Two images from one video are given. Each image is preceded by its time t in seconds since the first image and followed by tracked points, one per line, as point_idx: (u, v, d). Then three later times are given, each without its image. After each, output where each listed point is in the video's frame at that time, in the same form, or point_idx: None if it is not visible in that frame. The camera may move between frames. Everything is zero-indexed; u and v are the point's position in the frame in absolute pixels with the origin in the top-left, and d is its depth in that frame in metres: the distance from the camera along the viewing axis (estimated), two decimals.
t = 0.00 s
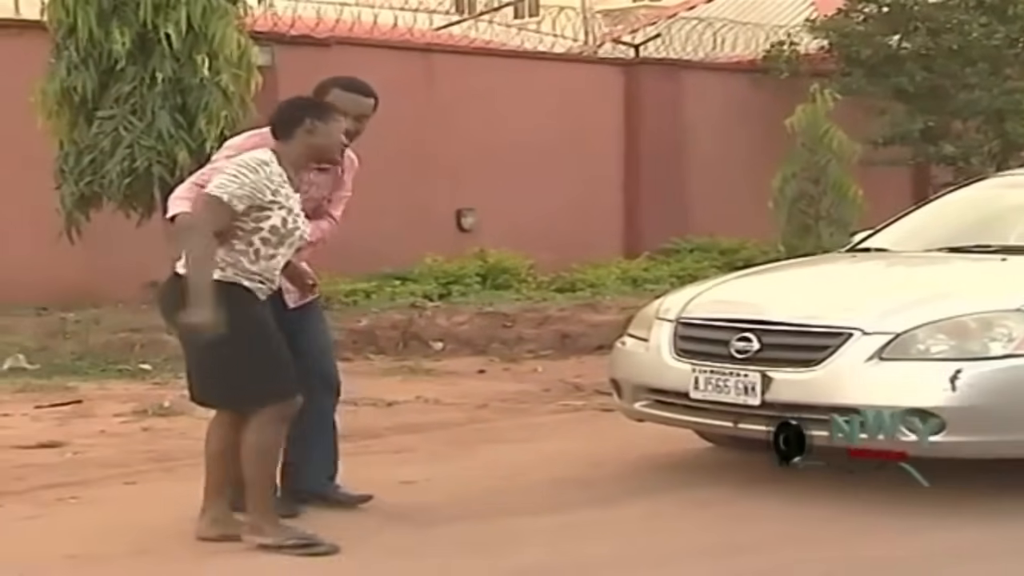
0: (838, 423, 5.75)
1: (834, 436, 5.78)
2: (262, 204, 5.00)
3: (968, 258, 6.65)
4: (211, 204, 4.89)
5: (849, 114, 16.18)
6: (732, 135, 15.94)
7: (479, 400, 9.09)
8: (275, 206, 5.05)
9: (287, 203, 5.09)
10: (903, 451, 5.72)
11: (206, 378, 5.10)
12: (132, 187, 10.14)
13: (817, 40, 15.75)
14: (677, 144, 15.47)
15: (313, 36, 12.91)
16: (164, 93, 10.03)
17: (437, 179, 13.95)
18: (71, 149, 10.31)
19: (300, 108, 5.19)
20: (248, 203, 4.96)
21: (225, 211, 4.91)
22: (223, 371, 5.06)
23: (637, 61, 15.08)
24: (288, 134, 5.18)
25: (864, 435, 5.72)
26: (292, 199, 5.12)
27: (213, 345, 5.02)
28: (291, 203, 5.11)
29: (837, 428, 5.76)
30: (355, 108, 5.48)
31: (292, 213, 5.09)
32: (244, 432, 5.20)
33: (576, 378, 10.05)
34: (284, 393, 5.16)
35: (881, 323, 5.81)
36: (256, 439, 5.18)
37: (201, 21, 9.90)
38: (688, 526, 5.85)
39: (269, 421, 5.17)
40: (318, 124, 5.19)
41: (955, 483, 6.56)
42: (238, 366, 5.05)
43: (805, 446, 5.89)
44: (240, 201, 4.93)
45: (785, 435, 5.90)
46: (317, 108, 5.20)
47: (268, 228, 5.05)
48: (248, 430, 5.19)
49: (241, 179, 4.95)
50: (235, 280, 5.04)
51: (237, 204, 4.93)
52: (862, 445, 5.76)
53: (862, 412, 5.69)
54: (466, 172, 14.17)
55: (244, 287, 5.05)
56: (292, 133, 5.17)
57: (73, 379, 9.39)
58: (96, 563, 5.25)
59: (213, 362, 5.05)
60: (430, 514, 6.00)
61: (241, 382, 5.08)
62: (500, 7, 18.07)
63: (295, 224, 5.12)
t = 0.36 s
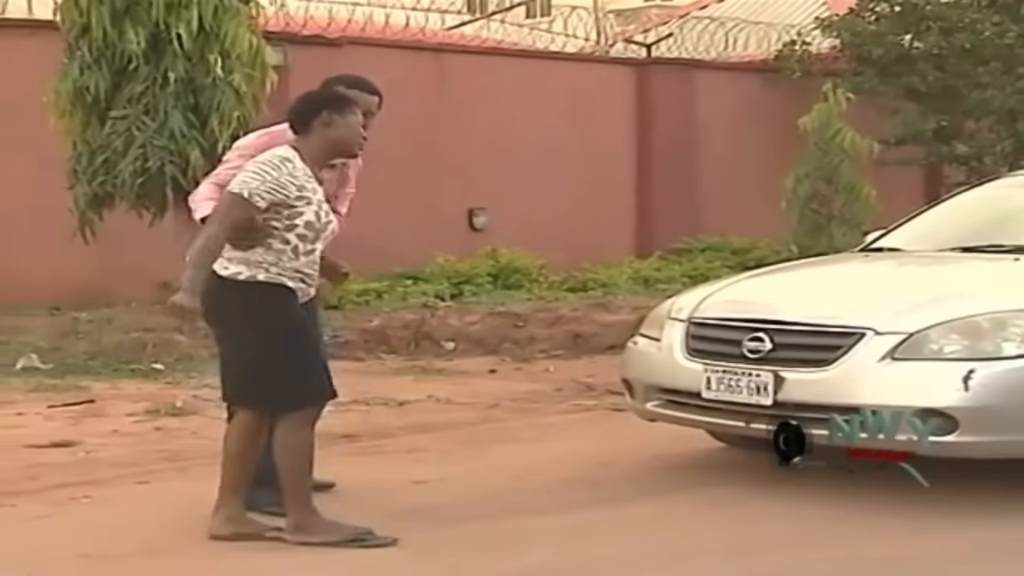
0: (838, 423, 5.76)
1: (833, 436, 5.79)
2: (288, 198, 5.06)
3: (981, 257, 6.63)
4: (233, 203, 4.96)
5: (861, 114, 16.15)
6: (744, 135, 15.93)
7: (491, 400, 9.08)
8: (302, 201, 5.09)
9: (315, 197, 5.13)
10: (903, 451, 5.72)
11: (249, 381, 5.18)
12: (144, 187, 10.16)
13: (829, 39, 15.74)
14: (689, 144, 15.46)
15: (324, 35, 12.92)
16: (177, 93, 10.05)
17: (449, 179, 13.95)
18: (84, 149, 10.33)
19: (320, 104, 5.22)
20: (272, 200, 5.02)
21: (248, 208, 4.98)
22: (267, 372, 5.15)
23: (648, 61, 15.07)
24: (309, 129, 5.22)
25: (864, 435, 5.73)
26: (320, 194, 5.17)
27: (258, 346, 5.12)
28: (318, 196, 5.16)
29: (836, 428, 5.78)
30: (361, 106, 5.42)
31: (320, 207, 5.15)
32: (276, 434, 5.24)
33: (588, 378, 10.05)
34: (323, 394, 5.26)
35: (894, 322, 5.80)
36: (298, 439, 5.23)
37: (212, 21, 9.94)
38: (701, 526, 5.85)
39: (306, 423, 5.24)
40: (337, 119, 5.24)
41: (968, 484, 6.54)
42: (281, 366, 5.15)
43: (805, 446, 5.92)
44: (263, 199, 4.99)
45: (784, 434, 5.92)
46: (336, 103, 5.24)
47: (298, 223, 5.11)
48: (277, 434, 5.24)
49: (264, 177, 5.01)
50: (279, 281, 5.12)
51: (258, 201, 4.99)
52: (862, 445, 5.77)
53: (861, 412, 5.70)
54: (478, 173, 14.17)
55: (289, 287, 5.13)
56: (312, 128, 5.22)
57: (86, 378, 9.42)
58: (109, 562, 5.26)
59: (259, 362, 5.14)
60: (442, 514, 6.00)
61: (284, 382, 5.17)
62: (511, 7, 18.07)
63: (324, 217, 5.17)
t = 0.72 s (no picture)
0: (838, 423, 5.77)
1: (833, 435, 5.79)
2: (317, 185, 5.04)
3: (985, 258, 6.63)
4: (256, 186, 4.99)
5: (866, 113, 16.17)
6: (748, 135, 15.92)
7: (496, 399, 9.09)
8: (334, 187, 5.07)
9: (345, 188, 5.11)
10: (903, 451, 5.72)
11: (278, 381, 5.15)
12: (149, 187, 10.17)
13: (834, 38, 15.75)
14: (693, 144, 15.47)
15: (330, 35, 12.92)
16: (182, 92, 10.06)
17: (454, 180, 13.96)
18: (89, 149, 10.35)
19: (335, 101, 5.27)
20: (299, 185, 5.01)
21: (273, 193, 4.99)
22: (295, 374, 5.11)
23: (653, 61, 15.09)
24: (329, 127, 5.26)
25: (864, 435, 5.74)
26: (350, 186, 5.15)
27: (294, 346, 5.09)
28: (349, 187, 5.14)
29: (837, 429, 5.78)
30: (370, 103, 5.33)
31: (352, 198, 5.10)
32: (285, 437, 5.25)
33: (592, 378, 10.06)
34: (353, 400, 5.22)
35: (900, 322, 5.79)
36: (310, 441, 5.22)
37: (218, 21, 9.95)
38: (708, 526, 5.85)
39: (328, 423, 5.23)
40: (351, 114, 5.27)
41: (972, 484, 6.54)
42: (312, 370, 5.11)
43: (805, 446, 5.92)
44: (289, 183, 5.00)
45: (785, 434, 5.93)
46: (349, 98, 5.28)
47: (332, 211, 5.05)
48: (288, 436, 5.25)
49: (289, 164, 5.05)
50: (317, 281, 5.10)
51: (284, 184, 4.99)
52: (863, 445, 5.77)
53: (862, 413, 5.71)
54: (483, 173, 14.17)
55: (326, 288, 5.12)
56: (331, 127, 5.25)
57: (91, 378, 9.43)
58: (114, 561, 5.26)
59: (294, 364, 5.10)
60: (447, 513, 6.00)
61: (313, 387, 5.13)
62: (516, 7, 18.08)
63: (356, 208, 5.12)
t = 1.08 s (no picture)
0: (837, 421, 5.78)
1: (832, 433, 5.80)
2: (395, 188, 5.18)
3: (987, 253, 6.62)
4: (371, 195, 5.04)
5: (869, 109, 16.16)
6: (750, 130, 15.92)
7: (498, 395, 9.09)
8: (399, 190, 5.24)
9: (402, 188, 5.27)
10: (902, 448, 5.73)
11: (312, 370, 5.18)
12: (152, 182, 10.17)
13: (836, 34, 15.75)
14: (695, 140, 15.46)
15: (332, 31, 12.92)
16: (184, 88, 10.07)
17: (455, 175, 13.95)
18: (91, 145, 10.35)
19: (373, 102, 5.27)
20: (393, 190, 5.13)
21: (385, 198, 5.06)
22: (328, 366, 5.15)
23: (655, 56, 15.11)
24: (375, 130, 5.27)
25: (864, 432, 5.75)
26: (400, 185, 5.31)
27: (336, 336, 5.13)
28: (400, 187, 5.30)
29: (835, 427, 5.79)
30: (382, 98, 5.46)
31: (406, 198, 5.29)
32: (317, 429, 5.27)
33: (594, 373, 10.06)
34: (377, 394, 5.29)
35: (903, 318, 5.79)
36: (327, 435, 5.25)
37: (220, 16, 9.95)
38: (710, 522, 5.85)
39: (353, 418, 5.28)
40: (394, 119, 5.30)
41: (974, 479, 6.54)
42: (346, 362, 5.16)
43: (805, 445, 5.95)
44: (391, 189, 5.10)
45: (785, 434, 5.95)
46: (391, 103, 5.30)
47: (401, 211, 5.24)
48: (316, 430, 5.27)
49: (376, 168, 5.11)
50: (362, 274, 5.17)
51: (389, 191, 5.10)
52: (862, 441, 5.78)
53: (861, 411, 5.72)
54: (485, 168, 14.17)
55: (369, 283, 5.20)
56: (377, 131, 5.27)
57: (94, 373, 9.43)
58: (117, 556, 5.26)
59: (332, 354, 5.14)
60: (450, 509, 6.00)
61: (345, 378, 5.17)
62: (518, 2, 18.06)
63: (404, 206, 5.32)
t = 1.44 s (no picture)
0: (838, 422, 5.79)
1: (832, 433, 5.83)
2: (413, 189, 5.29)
3: (988, 243, 6.61)
4: (380, 197, 5.18)
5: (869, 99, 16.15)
6: (750, 121, 15.91)
7: (498, 386, 9.09)
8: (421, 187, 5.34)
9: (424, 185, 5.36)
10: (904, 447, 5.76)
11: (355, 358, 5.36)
12: (151, 173, 10.16)
13: (836, 24, 15.76)
14: (694, 130, 15.45)
15: (331, 21, 12.90)
16: (183, 79, 10.06)
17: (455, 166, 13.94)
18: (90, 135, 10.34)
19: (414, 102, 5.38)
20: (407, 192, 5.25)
21: (391, 201, 5.19)
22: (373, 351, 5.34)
23: (655, 46, 15.11)
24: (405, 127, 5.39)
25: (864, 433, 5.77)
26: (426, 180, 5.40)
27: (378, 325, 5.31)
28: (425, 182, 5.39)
29: (836, 427, 5.81)
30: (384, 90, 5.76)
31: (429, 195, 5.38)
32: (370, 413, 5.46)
33: (594, 364, 10.05)
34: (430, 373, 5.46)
35: (901, 308, 5.79)
36: (386, 413, 5.43)
37: (218, 6, 9.95)
38: (711, 512, 5.85)
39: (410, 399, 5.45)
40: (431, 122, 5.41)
41: (974, 470, 6.54)
42: (386, 346, 5.33)
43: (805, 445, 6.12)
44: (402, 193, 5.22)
45: (785, 434, 6.08)
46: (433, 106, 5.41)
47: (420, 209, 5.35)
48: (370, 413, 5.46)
49: (394, 167, 5.23)
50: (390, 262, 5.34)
51: (401, 194, 5.22)
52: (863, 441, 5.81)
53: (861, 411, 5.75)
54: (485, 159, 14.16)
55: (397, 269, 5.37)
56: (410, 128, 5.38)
57: (94, 364, 9.42)
58: (118, 547, 5.26)
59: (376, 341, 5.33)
60: (450, 500, 6.00)
61: (394, 361, 5.35)
62: None
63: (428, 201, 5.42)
